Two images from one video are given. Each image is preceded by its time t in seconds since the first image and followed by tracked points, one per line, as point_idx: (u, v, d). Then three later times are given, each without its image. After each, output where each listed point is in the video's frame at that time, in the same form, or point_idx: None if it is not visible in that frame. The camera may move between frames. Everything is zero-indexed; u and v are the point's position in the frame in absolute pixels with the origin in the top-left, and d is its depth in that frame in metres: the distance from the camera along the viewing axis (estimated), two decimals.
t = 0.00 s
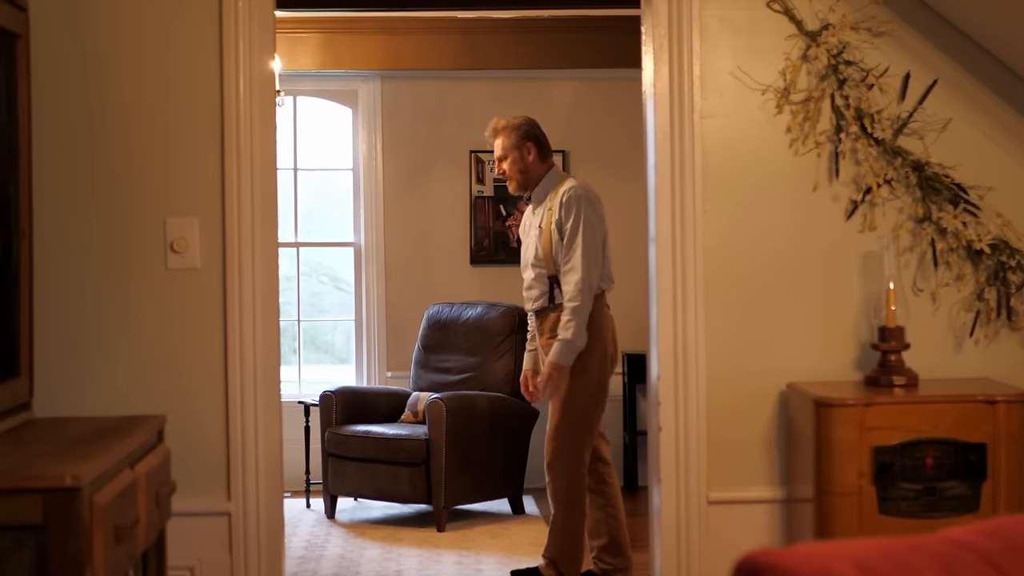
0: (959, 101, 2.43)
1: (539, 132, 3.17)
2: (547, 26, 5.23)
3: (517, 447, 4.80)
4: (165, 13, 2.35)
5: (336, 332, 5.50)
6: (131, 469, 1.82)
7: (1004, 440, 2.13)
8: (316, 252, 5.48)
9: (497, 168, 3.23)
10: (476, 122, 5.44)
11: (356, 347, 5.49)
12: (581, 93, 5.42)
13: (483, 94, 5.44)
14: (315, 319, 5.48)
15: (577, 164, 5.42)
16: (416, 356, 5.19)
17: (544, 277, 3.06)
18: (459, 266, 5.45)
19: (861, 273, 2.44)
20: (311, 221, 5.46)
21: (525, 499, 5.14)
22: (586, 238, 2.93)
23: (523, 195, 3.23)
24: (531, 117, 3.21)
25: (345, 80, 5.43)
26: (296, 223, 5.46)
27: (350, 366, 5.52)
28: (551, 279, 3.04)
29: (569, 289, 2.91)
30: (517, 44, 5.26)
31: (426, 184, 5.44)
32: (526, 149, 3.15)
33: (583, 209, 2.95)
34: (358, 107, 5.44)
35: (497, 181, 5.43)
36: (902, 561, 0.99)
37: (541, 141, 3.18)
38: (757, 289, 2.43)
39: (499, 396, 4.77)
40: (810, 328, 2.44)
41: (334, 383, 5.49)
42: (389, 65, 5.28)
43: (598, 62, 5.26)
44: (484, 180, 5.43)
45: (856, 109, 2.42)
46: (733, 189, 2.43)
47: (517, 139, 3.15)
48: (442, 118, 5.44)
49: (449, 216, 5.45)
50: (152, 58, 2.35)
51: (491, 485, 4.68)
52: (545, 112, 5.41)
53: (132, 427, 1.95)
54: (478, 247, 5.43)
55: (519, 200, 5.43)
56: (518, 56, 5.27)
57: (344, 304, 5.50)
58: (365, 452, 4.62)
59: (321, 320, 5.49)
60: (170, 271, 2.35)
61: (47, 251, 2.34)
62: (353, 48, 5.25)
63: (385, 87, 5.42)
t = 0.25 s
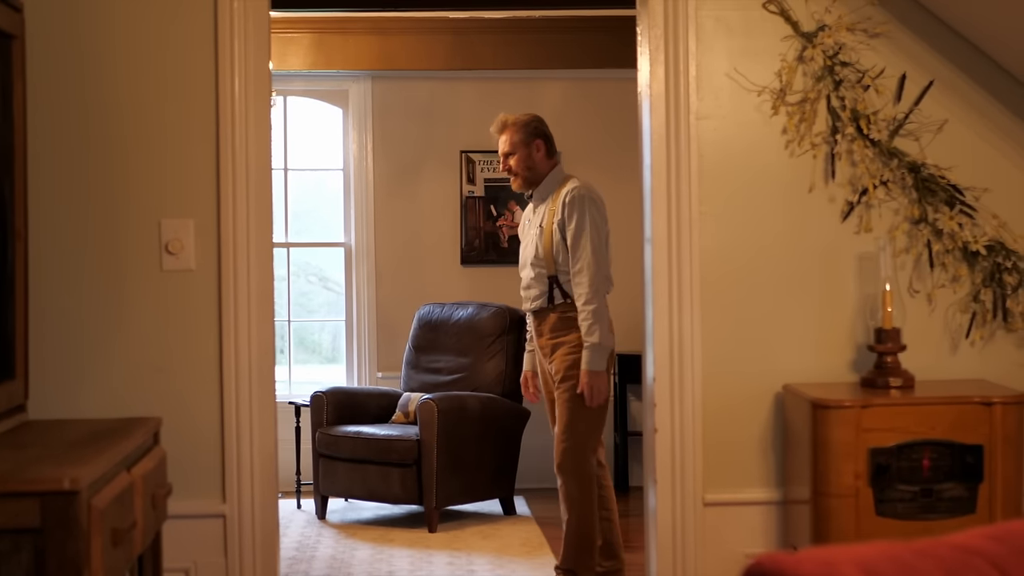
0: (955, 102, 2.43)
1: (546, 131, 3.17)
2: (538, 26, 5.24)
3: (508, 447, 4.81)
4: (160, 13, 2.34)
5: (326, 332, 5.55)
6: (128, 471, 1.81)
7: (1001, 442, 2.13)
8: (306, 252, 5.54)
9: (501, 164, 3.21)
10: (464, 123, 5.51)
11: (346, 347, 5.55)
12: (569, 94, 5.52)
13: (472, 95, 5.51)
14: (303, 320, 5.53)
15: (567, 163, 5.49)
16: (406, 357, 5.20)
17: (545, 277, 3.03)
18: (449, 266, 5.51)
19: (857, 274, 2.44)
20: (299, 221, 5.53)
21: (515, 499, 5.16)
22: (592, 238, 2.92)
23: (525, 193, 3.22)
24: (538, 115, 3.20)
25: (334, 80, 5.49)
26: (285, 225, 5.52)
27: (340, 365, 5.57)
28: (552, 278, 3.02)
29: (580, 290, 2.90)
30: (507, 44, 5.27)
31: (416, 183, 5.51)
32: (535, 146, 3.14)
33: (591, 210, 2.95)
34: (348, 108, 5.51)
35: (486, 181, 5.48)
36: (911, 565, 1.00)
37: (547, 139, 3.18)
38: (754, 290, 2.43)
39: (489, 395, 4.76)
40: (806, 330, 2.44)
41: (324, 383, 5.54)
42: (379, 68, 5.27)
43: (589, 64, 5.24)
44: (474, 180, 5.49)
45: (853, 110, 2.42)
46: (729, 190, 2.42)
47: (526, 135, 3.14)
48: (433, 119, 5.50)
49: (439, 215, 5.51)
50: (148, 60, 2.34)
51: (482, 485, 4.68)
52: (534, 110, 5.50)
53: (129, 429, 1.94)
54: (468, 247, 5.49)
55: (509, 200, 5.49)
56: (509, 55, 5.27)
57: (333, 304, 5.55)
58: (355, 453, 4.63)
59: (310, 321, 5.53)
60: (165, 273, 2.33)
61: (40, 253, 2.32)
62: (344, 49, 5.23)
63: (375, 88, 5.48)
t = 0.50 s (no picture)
0: (951, 104, 2.44)
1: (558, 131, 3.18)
2: (531, 27, 5.22)
3: (501, 448, 4.81)
4: (155, 15, 2.33)
5: (316, 332, 5.55)
6: (125, 475, 1.81)
7: (997, 444, 2.13)
8: (296, 252, 5.54)
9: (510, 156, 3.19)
10: (456, 122, 5.52)
11: (337, 347, 5.54)
12: (561, 93, 5.53)
13: (464, 95, 5.52)
14: (292, 320, 5.53)
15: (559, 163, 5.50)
16: (398, 357, 5.19)
17: (546, 280, 3.01)
18: (441, 266, 5.52)
19: (853, 276, 2.44)
20: (289, 222, 5.53)
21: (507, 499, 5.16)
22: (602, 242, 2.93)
23: (530, 190, 3.20)
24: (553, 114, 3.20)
25: (326, 80, 5.48)
26: (276, 225, 5.52)
27: (330, 364, 5.57)
28: (556, 279, 3.00)
29: (589, 293, 2.90)
30: (499, 44, 5.24)
31: (406, 183, 5.51)
32: (548, 145, 3.14)
33: (604, 216, 2.96)
34: (340, 107, 5.50)
35: (478, 181, 5.48)
36: (916, 568, 1.02)
37: (559, 140, 3.18)
38: (750, 292, 2.43)
39: (481, 396, 4.75)
40: (802, 331, 2.44)
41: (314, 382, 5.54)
42: (370, 67, 5.27)
43: (580, 62, 5.25)
44: (466, 180, 5.49)
45: (849, 112, 2.42)
46: (725, 192, 2.42)
47: (540, 130, 3.14)
48: (425, 118, 5.51)
49: (430, 214, 5.51)
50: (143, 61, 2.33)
51: (475, 486, 4.68)
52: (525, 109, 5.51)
53: (125, 432, 1.94)
54: (460, 247, 5.50)
55: (500, 200, 5.49)
56: (501, 55, 5.24)
57: (322, 304, 5.55)
58: (347, 454, 4.62)
59: (300, 320, 5.54)
60: (160, 274, 2.33)
61: (34, 255, 2.31)
62: (337, 48, 5.23)
63: (367, 88, 5.48)
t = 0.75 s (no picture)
0: (945, 107, 2.44)
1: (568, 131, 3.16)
2: (523, 27, 5.23)
3: (492, 449, 4.81)
4: (149, 15, 2.32)
5: (307, 332, 5.54)
6: (121, 477, 1.80)
7: (991, 446, 2.14)
8: (285, 252, 5.52)
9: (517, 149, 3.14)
10: (446, 123, 5.52)
11: (328, 348, 5.53)
12: (552, 93, 5.54)
13: (454, 95, 5.52)
14: (280, 322, 5.51)
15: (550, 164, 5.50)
16: (389, 357, 5.18)
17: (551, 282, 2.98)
18: (432, 266, 5.52)
19: (847, 278, 2.44)
20: (278, 222, 5.51)
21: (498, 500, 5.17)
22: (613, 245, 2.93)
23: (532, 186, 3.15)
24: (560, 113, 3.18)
25: (317, 80, 5.49)
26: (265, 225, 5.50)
27: (318, 365, 5.56)
28: (564, 280, 2.97)
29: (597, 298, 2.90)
30: (490, 45, 5.26)
31: (397, 184, 5.53)
32: (557, 143, 3.11)
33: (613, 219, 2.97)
34: (330, 108, 5.51)
35: (469, 182, 5.49)
36: (916, 568, 1.03)
37: (566, 139, 3.16)
38: (746, 294, 2.43)
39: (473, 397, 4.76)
40: (797, 333, 2.44)
41: (302, 383, 5.54)
42: (362, 69, 5.26)
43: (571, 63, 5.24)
44: (457, 182, 5.49)
45: (843, 114, 2.43)
46: (720, 193, 2.42)
47: (551, 125, 3.12)
48: (415, 119, 5.52)
49: (421, 215, 5.52)
50: (137, 62, 2.32)
51: (466, 487, 4.69)
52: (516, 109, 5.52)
53: (120, 435, 1.93)
54: (450, 248, 5.50)
55: (491, 200, 5.49)
56: (490, 57, 5.25)
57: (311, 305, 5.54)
58: (338, 455, 4.61)
59: (287, 322, 5.51)
60: (154, 277, 2.32)
61: (27, 257, 2.30)
62: (328, 48, 5.21)
63: (357, 88, 5.49)
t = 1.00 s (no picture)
0: (938, 109, 2.45)
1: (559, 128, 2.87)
2: (513, 28, 5.22)
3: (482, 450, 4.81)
4: (144, 17, 2.32)
5: (297, 333, 5.56)
6: (117, 480, 1.80)
7: (984, 447, 2.14)
8: (272, 252, 5.54)
9: (504, 149, 2.82)
10: (436, 123, 5.52)
11: (317, 351, 5.55)
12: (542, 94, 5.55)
13: (443, 96, 5.53)
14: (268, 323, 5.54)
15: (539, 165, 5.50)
16: (379, 358, 5.18)
17: (552, 284, 2.71)
18: (421, 267, 5.53)
19: (840, 280, 2.45)
20: (266, 222, 5.53)
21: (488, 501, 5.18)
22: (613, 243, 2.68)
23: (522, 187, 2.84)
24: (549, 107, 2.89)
25: (306, 81, 5.51)
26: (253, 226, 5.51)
27: (304, 364, 5.58)
28: (562, 286, 2.71)
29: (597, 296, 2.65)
30: (479, 46, 5.25)
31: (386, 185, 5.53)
32: (545, 141, 2.82)
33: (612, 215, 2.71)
34: (319, 108, 5.52)
35: (458, 182, 5.49)
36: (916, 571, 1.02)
37: (556, 136, 2.86)
38: (739, 296, 2.44)
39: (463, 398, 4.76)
40: (790, 335, 2.45)
41: (288, 382, 5.56)
42: (353, 70, 5.24)
43: (562, 62, 5.21)
44: (446, 182, 5.50)
45: (837, 116, 2.44)
46: (714, 195, 2.43)
47: (542, 123, 2.82)
48: (404, 120, 5.52)
49: (410, 215, 5.52)
50: (131, 64, 2.32)
51: (457, 488, 4.69)
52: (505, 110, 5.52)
53: (116, 437, 1.93)
54: (440, 249, 5.50)
55: (481, 201, 5.49)
56: (479, 57, 5.24)
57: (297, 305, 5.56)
58: (328, 456, 4.61)
59: (274, 322, 5.54)
60: (148, 279, 2.32)
61: (20, 260, 2.30)
62: (318, 48, 5.20)
63: (346, 89, 5.50)
